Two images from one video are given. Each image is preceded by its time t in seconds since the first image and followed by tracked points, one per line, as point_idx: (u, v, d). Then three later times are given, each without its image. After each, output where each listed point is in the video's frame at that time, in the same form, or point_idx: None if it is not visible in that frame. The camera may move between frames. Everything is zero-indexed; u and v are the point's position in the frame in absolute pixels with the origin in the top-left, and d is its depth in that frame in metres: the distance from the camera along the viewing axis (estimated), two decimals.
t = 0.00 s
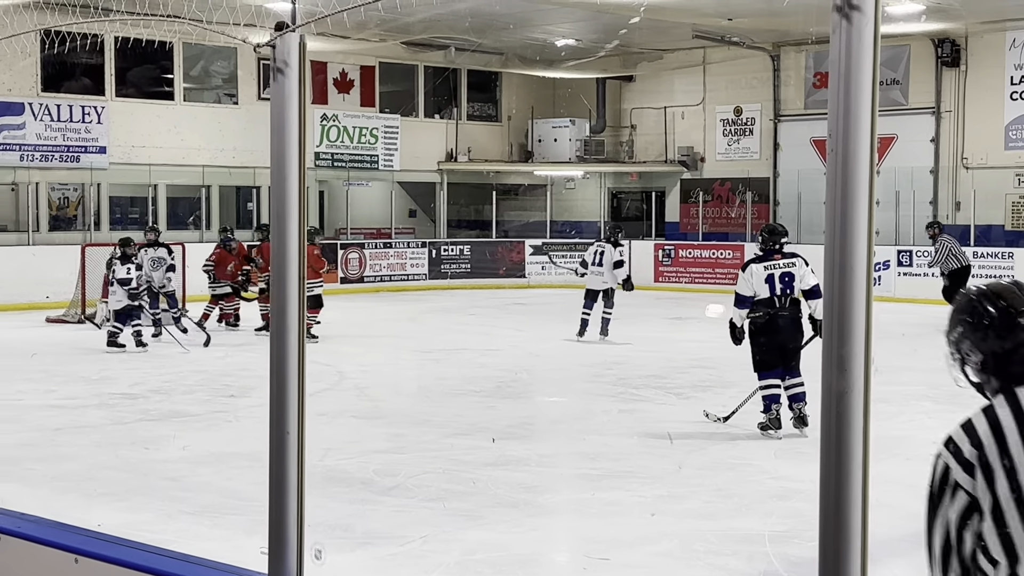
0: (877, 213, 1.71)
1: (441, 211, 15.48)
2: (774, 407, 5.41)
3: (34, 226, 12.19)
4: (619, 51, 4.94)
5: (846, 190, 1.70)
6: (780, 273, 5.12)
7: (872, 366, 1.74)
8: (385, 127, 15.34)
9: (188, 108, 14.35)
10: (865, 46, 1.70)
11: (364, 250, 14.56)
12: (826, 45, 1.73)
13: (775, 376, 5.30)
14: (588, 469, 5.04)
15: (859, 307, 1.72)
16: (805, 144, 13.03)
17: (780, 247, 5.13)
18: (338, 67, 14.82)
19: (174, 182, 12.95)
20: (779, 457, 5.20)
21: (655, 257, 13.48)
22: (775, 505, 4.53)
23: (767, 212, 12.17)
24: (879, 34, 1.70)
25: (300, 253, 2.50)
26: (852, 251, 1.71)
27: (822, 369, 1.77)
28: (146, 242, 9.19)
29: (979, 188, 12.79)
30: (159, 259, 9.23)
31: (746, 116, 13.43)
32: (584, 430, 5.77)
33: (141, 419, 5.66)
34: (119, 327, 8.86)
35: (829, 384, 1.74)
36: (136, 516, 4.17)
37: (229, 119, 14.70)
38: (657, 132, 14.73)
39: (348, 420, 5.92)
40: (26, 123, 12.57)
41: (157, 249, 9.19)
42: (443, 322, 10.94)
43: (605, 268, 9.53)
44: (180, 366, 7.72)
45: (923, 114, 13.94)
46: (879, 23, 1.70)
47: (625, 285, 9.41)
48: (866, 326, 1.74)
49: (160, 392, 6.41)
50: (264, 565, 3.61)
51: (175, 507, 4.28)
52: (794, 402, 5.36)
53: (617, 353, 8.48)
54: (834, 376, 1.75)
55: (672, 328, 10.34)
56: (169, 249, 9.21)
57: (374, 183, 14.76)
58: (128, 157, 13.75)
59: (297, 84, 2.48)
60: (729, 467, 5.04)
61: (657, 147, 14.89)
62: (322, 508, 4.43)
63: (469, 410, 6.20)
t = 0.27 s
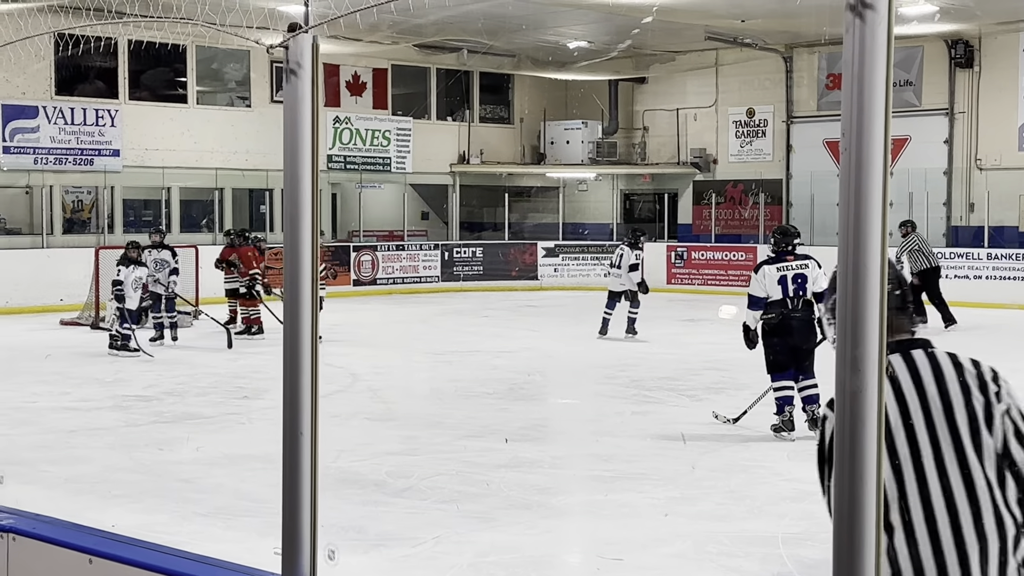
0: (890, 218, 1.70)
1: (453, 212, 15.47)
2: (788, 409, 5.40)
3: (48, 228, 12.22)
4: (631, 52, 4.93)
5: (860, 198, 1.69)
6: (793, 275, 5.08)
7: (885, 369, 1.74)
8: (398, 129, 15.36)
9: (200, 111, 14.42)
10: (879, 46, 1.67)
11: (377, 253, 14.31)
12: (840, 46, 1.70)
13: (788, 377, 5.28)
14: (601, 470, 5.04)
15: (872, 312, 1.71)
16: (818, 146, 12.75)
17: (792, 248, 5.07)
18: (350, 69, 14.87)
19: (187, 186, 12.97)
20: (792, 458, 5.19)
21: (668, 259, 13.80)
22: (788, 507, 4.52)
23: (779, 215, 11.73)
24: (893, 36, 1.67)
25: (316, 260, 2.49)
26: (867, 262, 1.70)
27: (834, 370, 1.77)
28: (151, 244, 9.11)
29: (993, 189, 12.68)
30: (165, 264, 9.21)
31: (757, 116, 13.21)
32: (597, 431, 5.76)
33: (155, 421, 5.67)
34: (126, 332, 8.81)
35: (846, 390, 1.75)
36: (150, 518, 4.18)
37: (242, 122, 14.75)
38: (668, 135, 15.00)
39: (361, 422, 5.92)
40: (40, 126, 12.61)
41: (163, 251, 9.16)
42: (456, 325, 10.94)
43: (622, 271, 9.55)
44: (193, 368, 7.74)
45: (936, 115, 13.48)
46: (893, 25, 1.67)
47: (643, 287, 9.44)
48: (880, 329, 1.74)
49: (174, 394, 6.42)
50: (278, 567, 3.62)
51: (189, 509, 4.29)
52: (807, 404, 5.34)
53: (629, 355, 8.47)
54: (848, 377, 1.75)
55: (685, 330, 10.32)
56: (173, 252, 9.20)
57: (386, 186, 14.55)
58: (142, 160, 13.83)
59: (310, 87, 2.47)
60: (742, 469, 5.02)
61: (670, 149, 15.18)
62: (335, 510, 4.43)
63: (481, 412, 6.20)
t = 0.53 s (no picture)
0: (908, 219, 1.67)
1: (466, 216, 15.04)
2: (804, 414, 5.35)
3: (63, 232, 12.06)
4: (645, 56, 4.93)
5: (876, 198, 1.68)
6: (806, 278, 5.13)
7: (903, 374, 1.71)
8: (410, 133, 15.40)
9: (213, 115, 14.51)
10: (895, 43, 1.65)
11: (390, 256, 14.18)
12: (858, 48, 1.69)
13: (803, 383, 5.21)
14: (615, 474, 5.03)
15: (889, 316, 1.68)
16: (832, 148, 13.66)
17: (805, 251, 5.13)
18: (363, 73, 14.99)
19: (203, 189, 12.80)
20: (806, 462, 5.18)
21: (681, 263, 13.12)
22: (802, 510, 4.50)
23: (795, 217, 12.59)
24: (911, 36, 1.66)
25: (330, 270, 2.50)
26: (884, 264, 1.67)
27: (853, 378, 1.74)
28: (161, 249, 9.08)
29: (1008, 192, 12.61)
30: (171, 269, 9.09)
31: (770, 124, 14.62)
32: (611, 435, 5.76)
33: (168, 424, 5.68)
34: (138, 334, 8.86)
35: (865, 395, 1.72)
36: (164, 521, 4.18)
37: (255, 125, 14.79)
38: (681, 137, 15.12)
39: (373, 425, 5.93)
40: (55, 130, 12.38)
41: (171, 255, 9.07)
42: (468, 328, 10.93)
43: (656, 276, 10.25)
44: (206, 371, 7.75)
45: (950, 118, 13.72)
46: (912, 25, 1.66)
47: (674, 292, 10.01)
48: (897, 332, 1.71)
49: (187, 398, 6.43)
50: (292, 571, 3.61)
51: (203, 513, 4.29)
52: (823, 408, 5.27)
53: (640, 358, 8.47)
54: (864, 384, 1.72)
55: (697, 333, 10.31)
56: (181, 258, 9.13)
57: (399, 189, 14.20)
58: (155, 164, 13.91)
59: (324, 91, 2.50)
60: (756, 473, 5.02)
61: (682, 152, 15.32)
62: (349, 514, 4.43)
63: (494, 416, 6.19)
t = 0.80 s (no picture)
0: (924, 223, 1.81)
1: (479, 220, 15.28)
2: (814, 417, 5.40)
3: (76, 236, 12.10)
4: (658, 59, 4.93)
5: (894, 206, 1.81)
6: (820, 281, 5.11)
7: (920, 373, 1.85)
8: (423, 136, 15.35)
9: (226, 119, 14.49)
10: (912, 55, 1.78)
11: (402, 260, 14.30)
12: (874, 53, 1.82)
13: (815, 385, 5.31)
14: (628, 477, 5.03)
15: (906, 316, 1.82)
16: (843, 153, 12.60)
17: (819, 254, 5.11)
18: (376, 77, 14.88)
19: (216, 193, 12.89)
20: (820, 466, 5.18)
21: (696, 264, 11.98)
22: (816, 514, 4.50)
23: (805, 220, 11.74)
24: (926, 41, 1.78)
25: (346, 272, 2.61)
26: (902, 271, 1.82)
27: (870, 378, 1.87)
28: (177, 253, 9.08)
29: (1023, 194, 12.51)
30: (186, 272, 9.10)
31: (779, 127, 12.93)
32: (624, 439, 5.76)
33: (182, 428, 5.69)
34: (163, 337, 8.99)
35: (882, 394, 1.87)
36: (179, 524, 4.19)
37: (267, 129, 14.77)
38: (692, 141, 14.14)
39: (387, 429, 5.94)
40: (69, 134, 12.68)
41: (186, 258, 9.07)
42: (480, 331, 10.93)
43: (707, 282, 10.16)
44: (219, 375, 7.77)
45: (964, 121, 13.53)
46: (926, 30, 1.78)
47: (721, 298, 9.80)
48: (913, 334, 1.85)
49: (200, 401, 6.44)
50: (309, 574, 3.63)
51: (218, 516, 4.30)
52: (833, 411, 5.37)
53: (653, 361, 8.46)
54: (883, 386, 1.86)
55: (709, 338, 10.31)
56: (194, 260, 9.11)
57: (412, 194, 14.25)
58: (168, 168, 13.96)
59: (341, 92, 2.58)
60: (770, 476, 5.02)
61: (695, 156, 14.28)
62: (363, 518, 4.44)
63: (508, 419, 6.20)
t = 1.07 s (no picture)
0: (936, 226, 1.85)
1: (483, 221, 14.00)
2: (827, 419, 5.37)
3: (88, 240, 12.14)
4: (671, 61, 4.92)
5: (906, 207, 1.85)
6: (832, 285, 5.04)
7: (931, 376, 1.89)
8: (434, 139, 15.58)
9: (237, 123, 14.49)
10: (924, 57, 1.83)
11: (413, 263, 14.31)
12: (887, 56, 1.86)
13: (827, 388, 5.35)
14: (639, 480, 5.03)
15: (918, 318, 1.87)
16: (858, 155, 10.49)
17: (831, 257, 4.99)
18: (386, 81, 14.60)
19: (227, 197, 12.87)
20: (831, 469, 5.16)
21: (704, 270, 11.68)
22: (827, 517, 4.48)
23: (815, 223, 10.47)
24: (938, 44, 1.83)
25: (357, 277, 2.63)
26: (914, 276, 1.86)
27: (882, 382, 1.92)
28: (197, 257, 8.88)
29: None
30: (207, 276, 8.94)
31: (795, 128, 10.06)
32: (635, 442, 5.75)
33: (193, 431, 5.70)
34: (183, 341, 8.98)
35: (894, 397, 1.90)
36: (190, 527, 4.19)
37: (278, 133, 14.77)
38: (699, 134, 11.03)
39: (398, 432, 5.94)
40: (81, 138, 12.79)
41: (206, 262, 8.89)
42: (491, 335, 10.93)
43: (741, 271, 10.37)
44: (231, 378, 7.77)
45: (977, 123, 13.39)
46: (938, 34, 1.83)
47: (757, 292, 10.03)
48: (924, 336, 1.89)
49: (212, 404, 6.45)
50: None
51: (228, 519, 4.30)
52: (845, 414, 5.38)
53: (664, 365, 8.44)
54: (895, 389, 1.90)
55: (721, 342, 10.28)
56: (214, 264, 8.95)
57: (423, 197, 14.30)
58: (180, 171, 13.97)
59: (352, 95, 2.61)
60: (781, 479, 5.00)
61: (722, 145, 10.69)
62: (373, 521, 4.43)
63: (518, 423, 6.19)
